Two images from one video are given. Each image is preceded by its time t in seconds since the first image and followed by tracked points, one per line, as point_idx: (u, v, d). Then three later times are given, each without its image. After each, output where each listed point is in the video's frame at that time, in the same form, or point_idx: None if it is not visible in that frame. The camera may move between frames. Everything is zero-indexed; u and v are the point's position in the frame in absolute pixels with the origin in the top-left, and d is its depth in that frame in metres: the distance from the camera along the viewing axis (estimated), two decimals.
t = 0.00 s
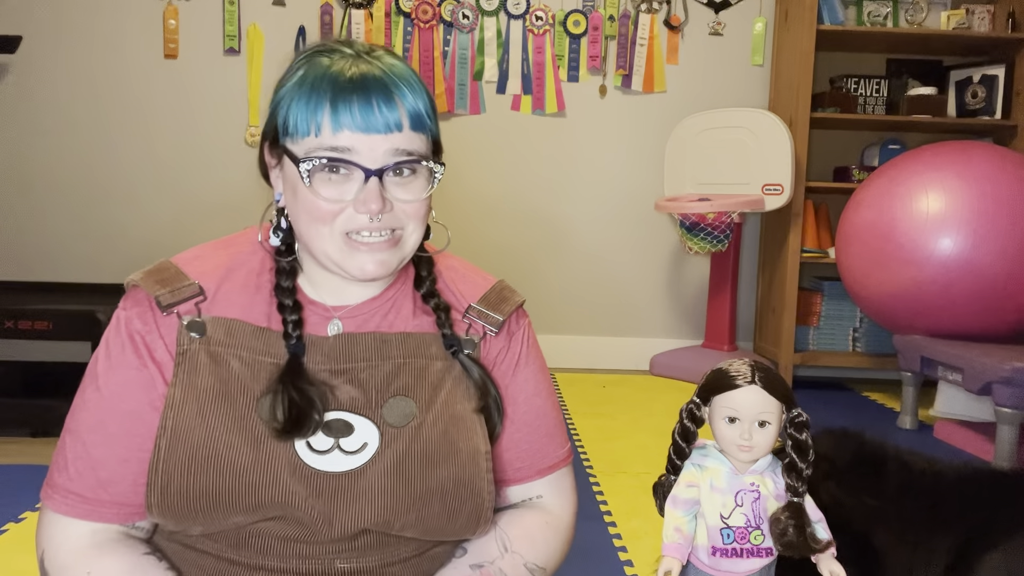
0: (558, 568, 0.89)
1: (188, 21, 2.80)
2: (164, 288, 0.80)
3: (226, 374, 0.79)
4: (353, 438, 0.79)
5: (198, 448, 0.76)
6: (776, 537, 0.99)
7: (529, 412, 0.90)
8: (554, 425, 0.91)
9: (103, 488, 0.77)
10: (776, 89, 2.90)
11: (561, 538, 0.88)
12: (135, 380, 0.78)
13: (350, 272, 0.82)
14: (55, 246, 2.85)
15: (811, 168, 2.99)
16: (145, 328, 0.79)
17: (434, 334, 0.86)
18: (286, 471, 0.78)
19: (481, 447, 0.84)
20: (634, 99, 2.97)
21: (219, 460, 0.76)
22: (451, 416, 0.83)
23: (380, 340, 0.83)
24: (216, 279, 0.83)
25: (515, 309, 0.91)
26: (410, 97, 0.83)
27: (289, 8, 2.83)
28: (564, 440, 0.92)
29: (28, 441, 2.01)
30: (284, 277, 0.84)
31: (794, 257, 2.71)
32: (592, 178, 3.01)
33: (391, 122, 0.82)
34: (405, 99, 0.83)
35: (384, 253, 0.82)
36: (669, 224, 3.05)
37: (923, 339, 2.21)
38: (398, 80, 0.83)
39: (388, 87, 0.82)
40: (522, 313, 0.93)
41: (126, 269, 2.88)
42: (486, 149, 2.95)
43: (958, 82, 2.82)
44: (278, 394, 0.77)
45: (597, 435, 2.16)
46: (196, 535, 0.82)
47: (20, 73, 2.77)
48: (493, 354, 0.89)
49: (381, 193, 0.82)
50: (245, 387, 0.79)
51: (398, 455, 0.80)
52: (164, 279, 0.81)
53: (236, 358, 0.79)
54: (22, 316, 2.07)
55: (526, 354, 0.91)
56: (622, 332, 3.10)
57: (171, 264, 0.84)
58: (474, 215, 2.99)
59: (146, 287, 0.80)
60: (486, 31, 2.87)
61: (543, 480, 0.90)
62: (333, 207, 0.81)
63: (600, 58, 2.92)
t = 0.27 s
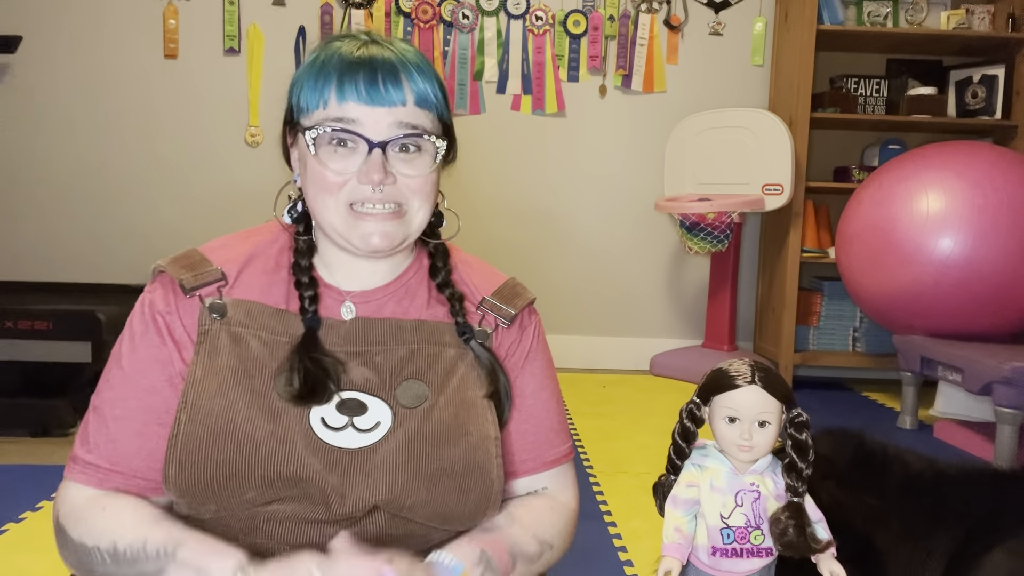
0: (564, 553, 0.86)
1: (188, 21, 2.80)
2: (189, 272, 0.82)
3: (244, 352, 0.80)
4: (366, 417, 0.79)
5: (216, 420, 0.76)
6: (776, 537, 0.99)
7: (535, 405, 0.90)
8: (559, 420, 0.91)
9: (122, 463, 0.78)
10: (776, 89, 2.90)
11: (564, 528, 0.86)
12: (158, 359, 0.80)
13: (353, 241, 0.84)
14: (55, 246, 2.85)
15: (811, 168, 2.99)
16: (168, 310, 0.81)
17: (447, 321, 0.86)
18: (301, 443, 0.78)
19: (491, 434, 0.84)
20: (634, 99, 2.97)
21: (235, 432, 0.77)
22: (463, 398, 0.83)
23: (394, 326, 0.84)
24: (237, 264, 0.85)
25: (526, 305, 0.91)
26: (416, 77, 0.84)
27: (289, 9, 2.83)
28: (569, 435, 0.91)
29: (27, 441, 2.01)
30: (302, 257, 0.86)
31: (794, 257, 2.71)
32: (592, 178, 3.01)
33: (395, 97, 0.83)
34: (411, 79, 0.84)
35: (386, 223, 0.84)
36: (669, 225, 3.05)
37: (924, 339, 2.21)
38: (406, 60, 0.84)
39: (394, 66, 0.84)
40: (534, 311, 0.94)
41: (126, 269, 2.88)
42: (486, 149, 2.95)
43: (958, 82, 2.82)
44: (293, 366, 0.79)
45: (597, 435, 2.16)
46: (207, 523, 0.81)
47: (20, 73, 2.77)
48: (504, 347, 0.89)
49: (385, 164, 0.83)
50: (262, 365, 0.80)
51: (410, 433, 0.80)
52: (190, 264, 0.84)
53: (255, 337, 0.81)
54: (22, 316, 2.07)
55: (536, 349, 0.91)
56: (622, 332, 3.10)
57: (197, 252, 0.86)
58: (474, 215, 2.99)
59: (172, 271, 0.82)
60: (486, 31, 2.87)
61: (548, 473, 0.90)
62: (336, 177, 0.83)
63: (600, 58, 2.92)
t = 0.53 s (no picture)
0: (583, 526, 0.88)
1: (188, 21, 2.80)
2: (194, 267, 0.84)
3: (254, 347, 0.82)
4: (375, 411, 0.81)
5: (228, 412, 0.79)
6: (776, 537, 0.99)
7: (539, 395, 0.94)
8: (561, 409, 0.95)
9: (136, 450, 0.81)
10: (776, 89, 2.91)
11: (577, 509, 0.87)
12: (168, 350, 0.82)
13: (348, 222, 0.85)
14: (54, 246, 2.85)
15: (811, 169, 2.99)
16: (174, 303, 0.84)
17: (455, 321, 0.89)
18: (313, 435, 0.79)
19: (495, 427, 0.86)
20: (634, 99, 2.97)
21: (247, 422, 0.78)
22: (467, 392, 0.85)
23: (400, 323, 0.85)
24: (242, 260, 0.87)
25: (528, 297, 0.95)
26: (419, 71, 0.88)
27: (289, 9, 2.83)
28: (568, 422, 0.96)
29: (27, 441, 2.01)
30: (306, 254, 0.88)
31: (794, 257, 2.71)
32: (592, 178, 3.01)
33: (395, 86, 0.87)
34: (413, 72, 0.88)
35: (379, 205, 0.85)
36: (669, 225, 3.05)
37: (924, 339, 2.21)
38: (411, 55, 0.88)
39: (398, 58, 0.88)
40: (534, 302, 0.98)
41: (125, 269, 2.88)
42: (486, 149, 2.95)
43: (958, 82, 2.82)
44: (302, 360, 0.80)
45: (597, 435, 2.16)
46: (217, 520, 0.82)
47: (19, 73, 2.77)
48: (507, 338, 0.93)
49: (381, 148, 0.85)
50: (270, 359, 0.81)
51: (417, 426, 0.81)
52: (194, 259, 0.85)
53: (262, 332, 0.82)
54: (22, 316, 2.07)
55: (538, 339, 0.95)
56: (622, 332, 3.09)
57: (200, 247, 0.88)
58: (474, 216, 2.99)
59: (176, 266, 0.84)
60: (486, 31, 2.87)
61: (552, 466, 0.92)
62: (333, 158, 0.85)
63: (600, 58, 2.92)
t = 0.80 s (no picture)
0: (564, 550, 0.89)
1: (188, 21, 2.80)
2: (188, 277, 0.82)
3: (245, 359, 0.80)
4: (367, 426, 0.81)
5: (218, 430, 0.78)
6: (776, 537, 0.99)
7: (531, 408, 0.90)
8: (554, 422, 0.90)
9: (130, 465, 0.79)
10: (776, 89, 2.90)
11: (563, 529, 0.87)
12: (163, 363, 0.79)
13: (334, 248, 0.84)
14: (55, 246, 2.85)
15: (811, 169, 2.99)
16: (170, 314, 0.81)
17: (449, 331, 0.86)
18: (304, 454, 0.80)
19: (483, 446, 0.86)
20: (634, 100, 2.97)
21: (237, 441, 0.78)
22: (461, 409, 0.84)
23: (394, 334, 0.84)
24: (237, 270, 0.85)
25: (525, 308, 0.91)
26: (403, 86, 0.83)
27: (289, 8, 2.83)
28: (566, 440, 0.91)
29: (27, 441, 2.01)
30: (296, 263, 0.86)
31: (794, 257, 2.71)
32: (592, 178, 3.01)
33: (378, 105, 0.83)
34: (397, 86, 0.83)
35: (366, 231, 0.83)
36: (669, 225, 3.05)
37: (924, 339, 2.21)
38: (394, 68, 0.83)
39: (380, 73, 0.83)
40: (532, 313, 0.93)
41: (126, 269, 2.88)
42: (486, 149, 2.95)
43: (958, 82, 2.82)
44: (292, 373, 0.80)
45: (597, 435, 2.16)
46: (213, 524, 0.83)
47: (19, 72, 2.77)
48: (500, 351, 0.89)
49: (366, 172, 0.83)
50: (261, 373, 0.81)
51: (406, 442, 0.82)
52: (188, 268, 0.84)
53: (255, 345, 0.81)
54: (22, 316, 2.07)
55: (533, 352, 0.90)
56: (622, 332, 3.09)
57: (194, 256, 0.86)
58: (474, 216, 2.99)
59: (171, 275, 0.82)
60: (486, 31, 2.87)
61: (543, 475, 0.89)
62: (317, 183, 0.83)
63: (600, 58, 2.92)
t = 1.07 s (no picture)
0: (572, 551, 0.88)
1: (188, 21, 2.80)
2: (185, 272, 0.82)
3: (242, 357, 0.81)
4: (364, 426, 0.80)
5: (215, 427, 0.78)
6: (776, 537, 0.99)
7: (536, 410, 0.89)
8: (560, 422, 0.90)
9: (123, 460, 0.79)
10: (776, 89, 2.90)
11: (572, 529, 0.87)
12: (158, 358, 0.80)
13: (324, 244, 0.84)
14: (55, 245, 2.85)
15: (811, 169, 2.99)
16: (165, 309, 0.81)
17: (451, 333, 0.86)
18: (300, 452, 0.80)
19: (483, 450, 0.85)
20: (633, 99, 2.97)
21: (235, 439, 0.78)
22: (460, 410, 0.84)
23: (393, 331, 0.84)
24: (235, 266, 0.85)
25: (526, 306, 0.91)
26: (398, 80, 0.83)
27: (289, 8, 2.83)
28: (573, 439, 0.90)
29: (27, 441, 2.01)
30: (295, 257, 0.87)
31: (794, 257, 2.71)
32: (592, 178, 3.01)
33: (371, 99, 0.83)
34: (389, 81, 0.83)
35: (356, 227, 0.83)
36: (669, 225, 3.05)
37: (924, 339, 2.21)
38: (389, 61, 0.83)
39: (373, 67, 0.83)
40: (534, 312, 0.93)
41: (126, 269, 2.88)
42: (486, 149, 2.95)
43: (958, 82, 2.82)
44: (290, 370, 0.79)
45: (597, 435, 2.16)
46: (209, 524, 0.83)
47: (19, 73, 2.77)
48: (502, 351, 0.89)
49: (357, 168, 0.83)
50: (258, 371, 0.81)
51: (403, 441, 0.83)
52: (185, 263, 0.84)
53: (251, 343, 0.81)
54: (22, 315, 2.07)
55: (535, 352, 0.90)
56: (622, 332, 3.09)
57: (192, 251, 0.86)
58: (474, 216, 2.99)
59: (167, 270, 0.82)
60: (486, 31, 2.87)
61: (553, 477, 0.89)
62: (309, 178, 0.84)
63: (600, 58, 2.92)
